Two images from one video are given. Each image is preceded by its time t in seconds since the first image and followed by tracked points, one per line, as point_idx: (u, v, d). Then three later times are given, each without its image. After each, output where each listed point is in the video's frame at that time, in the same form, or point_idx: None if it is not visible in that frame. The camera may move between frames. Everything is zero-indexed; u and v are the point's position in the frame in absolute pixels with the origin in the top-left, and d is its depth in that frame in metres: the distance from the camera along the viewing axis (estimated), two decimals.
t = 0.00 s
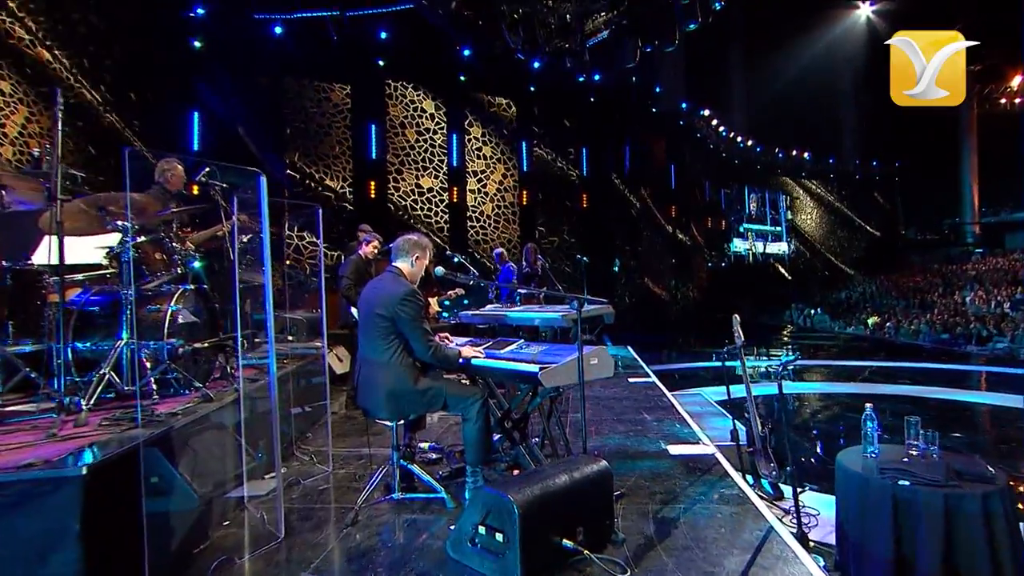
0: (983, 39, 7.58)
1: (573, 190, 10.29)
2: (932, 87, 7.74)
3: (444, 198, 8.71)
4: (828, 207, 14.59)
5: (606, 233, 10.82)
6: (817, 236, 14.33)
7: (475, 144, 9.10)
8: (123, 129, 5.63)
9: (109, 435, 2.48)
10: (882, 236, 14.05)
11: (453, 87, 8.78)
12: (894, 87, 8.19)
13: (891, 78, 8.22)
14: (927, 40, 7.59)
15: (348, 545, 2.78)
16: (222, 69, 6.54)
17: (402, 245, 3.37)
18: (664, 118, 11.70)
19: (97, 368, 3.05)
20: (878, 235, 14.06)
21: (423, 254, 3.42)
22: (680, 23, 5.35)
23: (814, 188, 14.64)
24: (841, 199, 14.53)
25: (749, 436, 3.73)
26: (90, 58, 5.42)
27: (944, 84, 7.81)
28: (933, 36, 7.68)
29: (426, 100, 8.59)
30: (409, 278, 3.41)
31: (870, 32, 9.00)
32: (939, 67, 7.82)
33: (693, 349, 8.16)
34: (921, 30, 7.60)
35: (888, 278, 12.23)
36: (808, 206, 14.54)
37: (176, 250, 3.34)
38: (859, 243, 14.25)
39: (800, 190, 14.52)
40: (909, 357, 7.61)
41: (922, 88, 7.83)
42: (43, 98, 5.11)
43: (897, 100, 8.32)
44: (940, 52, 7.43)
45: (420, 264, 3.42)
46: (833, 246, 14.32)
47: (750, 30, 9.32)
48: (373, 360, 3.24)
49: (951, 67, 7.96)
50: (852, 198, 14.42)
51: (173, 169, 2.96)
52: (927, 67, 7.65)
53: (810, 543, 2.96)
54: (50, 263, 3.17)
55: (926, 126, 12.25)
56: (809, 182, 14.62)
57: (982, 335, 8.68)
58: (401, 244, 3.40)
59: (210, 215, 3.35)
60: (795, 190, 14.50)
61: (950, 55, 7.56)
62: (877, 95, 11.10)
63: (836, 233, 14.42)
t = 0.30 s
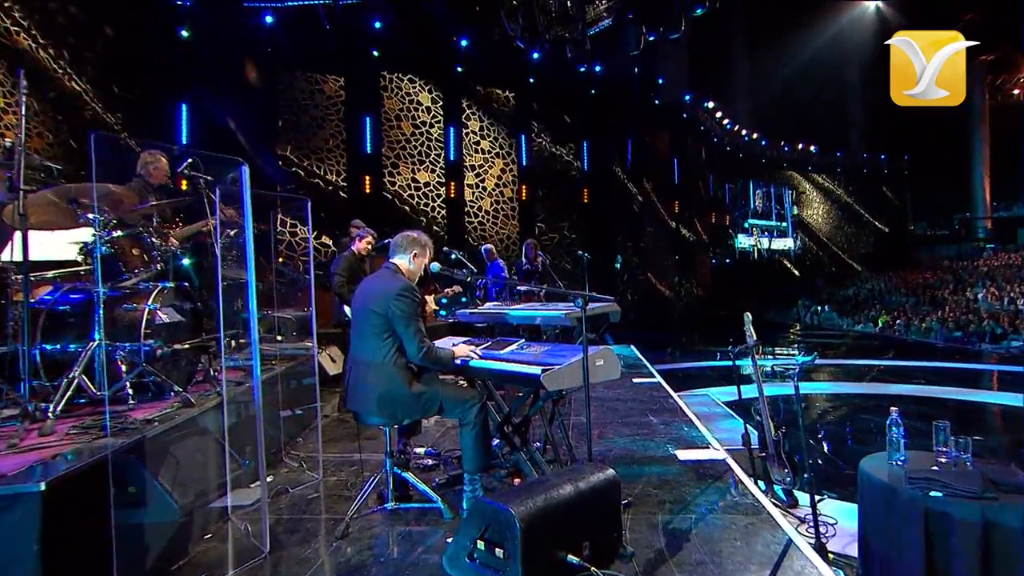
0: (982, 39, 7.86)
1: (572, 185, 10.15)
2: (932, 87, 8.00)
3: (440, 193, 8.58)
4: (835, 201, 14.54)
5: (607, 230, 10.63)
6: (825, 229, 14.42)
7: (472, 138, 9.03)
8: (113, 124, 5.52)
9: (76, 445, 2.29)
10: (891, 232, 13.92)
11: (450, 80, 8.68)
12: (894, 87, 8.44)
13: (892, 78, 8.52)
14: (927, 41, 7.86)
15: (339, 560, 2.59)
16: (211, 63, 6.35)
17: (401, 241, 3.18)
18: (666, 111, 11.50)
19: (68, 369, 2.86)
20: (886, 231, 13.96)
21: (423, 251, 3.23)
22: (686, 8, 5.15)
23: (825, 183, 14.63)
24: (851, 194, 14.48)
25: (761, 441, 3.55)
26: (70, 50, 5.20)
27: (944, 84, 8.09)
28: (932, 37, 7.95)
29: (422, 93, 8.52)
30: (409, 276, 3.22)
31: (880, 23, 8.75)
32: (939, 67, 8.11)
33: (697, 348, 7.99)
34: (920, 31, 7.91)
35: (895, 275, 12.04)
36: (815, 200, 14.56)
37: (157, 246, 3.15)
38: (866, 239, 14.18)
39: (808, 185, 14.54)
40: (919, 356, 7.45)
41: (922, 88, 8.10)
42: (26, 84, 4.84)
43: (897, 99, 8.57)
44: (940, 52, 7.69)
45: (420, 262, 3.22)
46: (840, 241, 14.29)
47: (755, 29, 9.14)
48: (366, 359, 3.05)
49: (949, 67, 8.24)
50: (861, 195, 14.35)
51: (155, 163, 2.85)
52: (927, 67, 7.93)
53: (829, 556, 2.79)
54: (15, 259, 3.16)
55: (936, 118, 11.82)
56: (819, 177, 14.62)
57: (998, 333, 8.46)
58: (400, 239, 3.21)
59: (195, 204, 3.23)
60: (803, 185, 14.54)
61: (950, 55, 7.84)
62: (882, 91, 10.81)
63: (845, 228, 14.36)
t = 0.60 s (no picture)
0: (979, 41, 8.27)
1: (573, 180, 10.01)
2: (931, 87, 8.39)
3: (438, 188, 8.45)
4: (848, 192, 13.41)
5: (609, 225, 10.45)
6: (835, 225, 13.35)
7: (470, 132, 8.86)
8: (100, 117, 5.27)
9: (36, 459, 2.16)
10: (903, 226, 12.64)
11: (447, 71, 8.54)
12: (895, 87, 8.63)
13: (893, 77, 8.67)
14: (927, 41, 8.20)
15: None
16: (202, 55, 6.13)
17: (409, 241, 3.01)
18: (669, 103, 11.27)
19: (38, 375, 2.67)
20: (898, 224, 12.64)
21: (432, 253, 3.03)
22: None
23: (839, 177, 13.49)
24: (865, 189, 13.26)
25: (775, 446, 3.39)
26: (50, 41, 4.99)
27: (943, 84, 8.47)
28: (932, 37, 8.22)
29: (420, 85, 8.37)
30: (415, 279, 3.03)
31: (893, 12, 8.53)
32: (938, 67, 8.43)
33: (702, 347, 7.80)
34: (919, 31, 8.18)
35: (903, 274, 11.82)
36: (825, 195, 13.57)
37: (136, 244, 2.93)
38: (877, 234, 12.93)
39: (818, 179, 13.56)
40: (931, 354, 7.32)
41: (922, 88, 8.49)
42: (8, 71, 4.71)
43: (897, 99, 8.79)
44: (940, 52, 8.07)
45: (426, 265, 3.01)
46: (852, 238, 13.16)
47: (760, 26, 9.16)
48: (359, 360, 2.87)
49: (948, 67, 8.62)
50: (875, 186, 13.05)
51: (138, 154, 2.74)
52: (926, 67, 8.29)
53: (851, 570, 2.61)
54: None
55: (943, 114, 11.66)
56: (832, 171, 13.54)
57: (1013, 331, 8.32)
58: (409, 243, 3.03)
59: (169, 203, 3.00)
60: (813, 179, 13.59)
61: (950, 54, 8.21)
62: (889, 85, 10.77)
63: (856, 222, 13.16)
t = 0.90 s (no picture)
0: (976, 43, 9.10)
1: (571, 177, 9.80)
2: (931, 86, 9.34)
3: (434, 184, 8.27)
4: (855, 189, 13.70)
5: (608, 220, 10.21)
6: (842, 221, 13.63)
7: (467, 127, 8.71)
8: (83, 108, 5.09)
9: None
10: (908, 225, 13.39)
11: (444, 64, 8.36)
12: (895, 87, 9.53)
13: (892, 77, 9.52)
14: (927, 41, 9.14)
15: None
16: (190, 46, 5.97)
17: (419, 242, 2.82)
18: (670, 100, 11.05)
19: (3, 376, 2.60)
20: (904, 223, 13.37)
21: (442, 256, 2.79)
22: None
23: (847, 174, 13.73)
24: (873, 186, 13.67)
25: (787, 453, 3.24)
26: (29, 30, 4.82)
27: (943, 84, 9.44)
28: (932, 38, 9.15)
29: (416, 79, 8.19)
30: (422, 283, 2.78)
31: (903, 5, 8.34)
32: (938, 68, 9.35)
33: (708, 349, 7.61)
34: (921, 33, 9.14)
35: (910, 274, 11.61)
36: (833, 192, 13.71)
37: (109, 241, 2.75)
38: (884, 233, 13.50)
39: (826, 176, 13.66)
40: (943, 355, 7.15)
41: (922, 87, 9.38)
42: None
43: (897, 99, 9.66)
44: (940, 52, 9.04)
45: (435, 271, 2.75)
46: (860, 235, 13.61)
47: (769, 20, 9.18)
48: (349, 359, 2.68)
49: (948, 67, 9.44)
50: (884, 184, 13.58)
51: (115, 151, 2.75)
52: (927, 67, 9.26)
53: None
54: None
55: (944, 112, 12.54)
56: (839, 167, 13.72)
57: None
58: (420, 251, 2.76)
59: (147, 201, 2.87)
60: (821, 176, 13.65)
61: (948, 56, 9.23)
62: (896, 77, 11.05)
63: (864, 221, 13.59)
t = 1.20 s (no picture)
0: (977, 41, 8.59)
1: (571, 174, 9.75)
2: (931, 87, 8.64)
3: (427, 179, 8.12)
4: (863, 185, 13.20)
5: (609, 220, 10.14)
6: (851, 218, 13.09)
7: (462, 121, 8.57)
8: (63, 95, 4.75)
9: None
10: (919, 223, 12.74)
11: (437, 55, 8.26)
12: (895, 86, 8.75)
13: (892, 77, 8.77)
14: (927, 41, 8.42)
15: None
16: (172, 32, 5.74)
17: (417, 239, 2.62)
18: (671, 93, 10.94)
19: None
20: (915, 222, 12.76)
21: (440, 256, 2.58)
22: None
23: (855, 169, 13.22)
24: (882, 182, 13.11)
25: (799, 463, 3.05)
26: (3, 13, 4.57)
27: (944, 83, 8.87)
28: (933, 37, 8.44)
29: (408, 71, 8.06)
30: (421, 283, 2.61)
31: None
32: (938, 68, 8.70)
33: (710, 351, 7.40)
34: (920, 32, 8.41)
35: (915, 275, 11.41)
36: (840, 189, 13.23)
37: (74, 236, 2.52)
38: (893, 231, 12.96)
39: (833, 172, 13.21)
40: (948, 359, 7.02)
41: (922, 87, 8.70)
42: None
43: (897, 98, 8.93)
44: (941, 51, 8.30)
45: (432, 272, 2.58)
46: (868, 233, 13.10)
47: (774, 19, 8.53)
48: (335, 360, 2.47)
49: (949, 67, 8.97)
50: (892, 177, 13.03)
51: (90, 141, 2.54)
52: (927, 67, 8.53)
53: None
54: None
55: (945, 111, 12.02)
56: (846, 163, 13.22)
57: None
58: (419, 248, 2.55)
59: (116, 194, 2.75)
60: (827, 172, 13.19)
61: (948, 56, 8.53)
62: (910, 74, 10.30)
63: (872, 218, 13.03)
